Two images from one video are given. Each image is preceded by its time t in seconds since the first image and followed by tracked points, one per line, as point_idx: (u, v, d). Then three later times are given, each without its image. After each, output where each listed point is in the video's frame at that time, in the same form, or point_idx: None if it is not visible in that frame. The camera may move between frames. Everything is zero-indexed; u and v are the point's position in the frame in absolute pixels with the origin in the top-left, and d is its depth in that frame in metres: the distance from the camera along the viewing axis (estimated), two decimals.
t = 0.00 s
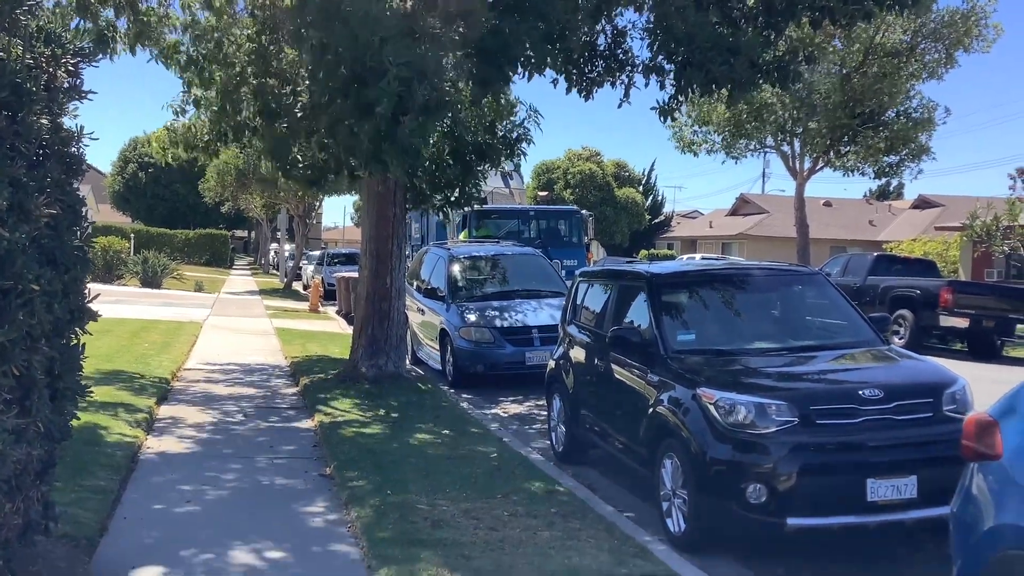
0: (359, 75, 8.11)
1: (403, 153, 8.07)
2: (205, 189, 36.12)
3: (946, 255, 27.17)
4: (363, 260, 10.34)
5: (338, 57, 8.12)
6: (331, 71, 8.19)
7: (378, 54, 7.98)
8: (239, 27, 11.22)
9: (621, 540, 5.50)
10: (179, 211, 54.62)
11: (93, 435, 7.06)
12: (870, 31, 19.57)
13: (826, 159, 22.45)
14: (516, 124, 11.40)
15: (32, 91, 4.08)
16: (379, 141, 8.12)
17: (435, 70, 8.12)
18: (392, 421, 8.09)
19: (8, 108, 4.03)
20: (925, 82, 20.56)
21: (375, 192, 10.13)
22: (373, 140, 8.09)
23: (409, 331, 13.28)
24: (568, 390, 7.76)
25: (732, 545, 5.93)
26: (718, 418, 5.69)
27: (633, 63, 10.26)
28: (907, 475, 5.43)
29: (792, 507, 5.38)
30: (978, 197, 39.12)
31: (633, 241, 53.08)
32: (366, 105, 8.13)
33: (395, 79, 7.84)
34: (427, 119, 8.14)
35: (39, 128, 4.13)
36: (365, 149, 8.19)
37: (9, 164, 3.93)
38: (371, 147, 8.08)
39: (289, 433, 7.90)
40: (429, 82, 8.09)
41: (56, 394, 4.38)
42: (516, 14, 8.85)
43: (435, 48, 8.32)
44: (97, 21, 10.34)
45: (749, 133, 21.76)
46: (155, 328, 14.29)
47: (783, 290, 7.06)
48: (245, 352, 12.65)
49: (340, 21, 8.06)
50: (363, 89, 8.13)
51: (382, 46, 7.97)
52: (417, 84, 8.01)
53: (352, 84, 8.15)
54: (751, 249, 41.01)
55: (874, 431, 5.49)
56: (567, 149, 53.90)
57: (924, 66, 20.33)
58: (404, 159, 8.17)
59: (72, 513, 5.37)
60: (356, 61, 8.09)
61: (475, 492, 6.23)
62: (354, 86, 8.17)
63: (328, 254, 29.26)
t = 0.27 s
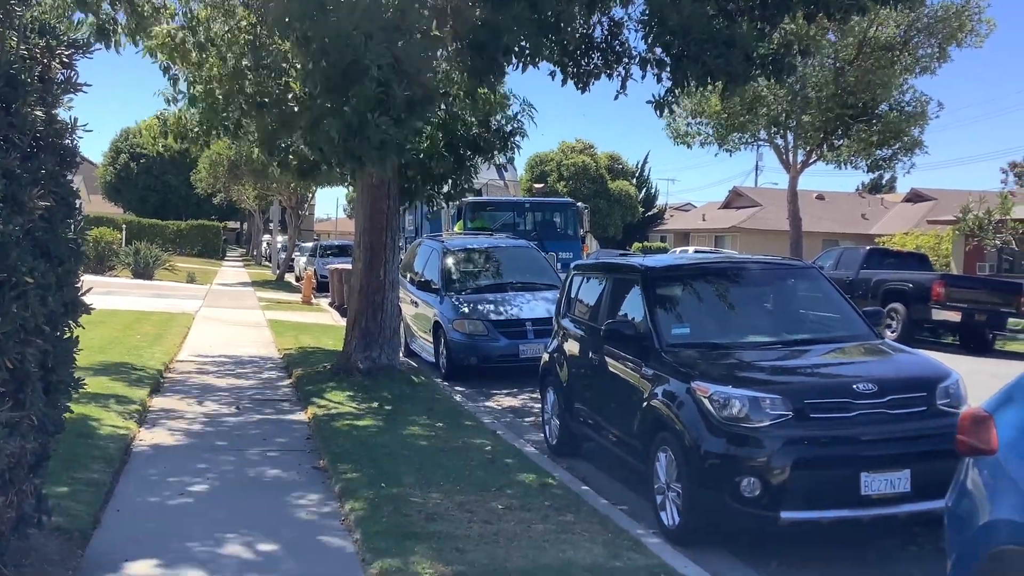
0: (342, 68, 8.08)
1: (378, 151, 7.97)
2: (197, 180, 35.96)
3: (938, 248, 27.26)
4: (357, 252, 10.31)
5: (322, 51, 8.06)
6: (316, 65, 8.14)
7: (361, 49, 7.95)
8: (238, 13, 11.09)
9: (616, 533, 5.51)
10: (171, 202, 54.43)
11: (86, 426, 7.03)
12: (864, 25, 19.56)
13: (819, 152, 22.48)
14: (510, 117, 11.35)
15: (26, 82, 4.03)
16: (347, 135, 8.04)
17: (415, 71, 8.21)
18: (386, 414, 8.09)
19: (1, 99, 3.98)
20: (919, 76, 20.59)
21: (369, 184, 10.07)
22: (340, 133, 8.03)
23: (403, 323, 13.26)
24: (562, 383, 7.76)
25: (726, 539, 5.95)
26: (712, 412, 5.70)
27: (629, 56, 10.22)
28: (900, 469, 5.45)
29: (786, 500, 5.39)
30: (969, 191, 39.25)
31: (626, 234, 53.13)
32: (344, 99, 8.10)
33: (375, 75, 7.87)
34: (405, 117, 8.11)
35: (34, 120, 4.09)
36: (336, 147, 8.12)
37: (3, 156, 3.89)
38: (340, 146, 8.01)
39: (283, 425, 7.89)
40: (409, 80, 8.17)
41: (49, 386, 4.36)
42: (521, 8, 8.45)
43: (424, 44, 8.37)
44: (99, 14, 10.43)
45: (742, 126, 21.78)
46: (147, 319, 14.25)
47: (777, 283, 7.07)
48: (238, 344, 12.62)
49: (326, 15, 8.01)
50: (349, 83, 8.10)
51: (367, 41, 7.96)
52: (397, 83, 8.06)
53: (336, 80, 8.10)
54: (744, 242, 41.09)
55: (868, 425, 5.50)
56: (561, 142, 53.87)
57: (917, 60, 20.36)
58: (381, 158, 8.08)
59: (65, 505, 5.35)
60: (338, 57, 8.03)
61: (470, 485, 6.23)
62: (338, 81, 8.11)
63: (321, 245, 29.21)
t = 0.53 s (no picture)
0: (341, 68, 8.05)
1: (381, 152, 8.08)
2: (192, 177, 35.88)
3: (933, 250, 27.31)
4: (353, 250, 10.29)
5: (320, 52, 8.02)
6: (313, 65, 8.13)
7: (359, 48, 7.88)
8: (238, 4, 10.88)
9: (611, 533, 5.50)
10: (167, 200, 54.33)
11: (80, 424, 7.01)
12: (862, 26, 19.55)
13: (815, 153, 22.50)
14: (507, 116, 11.32)
15: (22, 78, 4.01)
16: (352, 138, 8.14)
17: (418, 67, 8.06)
18: (381, 412, 8.08)
19: None
20: (915, 77, 20.61)
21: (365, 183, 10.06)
22: (342, 138, 8.13)
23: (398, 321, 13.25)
24: (557, 382, 7.75)
25: (720, 539, 5.95)
26: (708, 412, 5.70)
27: (627, 55, 10.23)
28: (895, 470, 5.45)
29: (781, 500, 5.39)
30: (965, 192, 39.29)
31: (622, 233, 53.14)
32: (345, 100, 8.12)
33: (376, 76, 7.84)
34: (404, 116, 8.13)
35: (29, 116, 4.07)
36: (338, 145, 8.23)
37: None
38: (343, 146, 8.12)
39: (277, 423, 7.87)
40: (409, 77, 8.09)
41: (42, 384, 4.34)
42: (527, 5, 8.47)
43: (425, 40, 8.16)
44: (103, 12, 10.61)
45: (739, 126, 21.80)
46: (142, 317, 14.21)
47: (773, 284, 7.06)
48: (233, 342, 12.60)
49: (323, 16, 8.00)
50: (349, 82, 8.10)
51: (365, 41, 7.89)
52: (398, 81, 8.00)
53: (336, 81, 8.11)
54: (740, 242, 41.12)
55: (863, 425, 5.50)
56: (557, 141, 53.85)
57: (914, 61, 20.39)
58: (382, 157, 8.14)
59: (58, 503, 5.33)
60: (335, 58, 8.00)
61: (465, 484, 6.22)
62: (338, 81, 8.13)
63: (316, 243, 29.18)
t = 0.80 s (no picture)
0: (350, 73, 8.00)
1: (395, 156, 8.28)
2: (194, 181, 35.93)
3: (934, 257, 27.29)
4: (352, 255, 10.28)
5: (327, 57, 7.96)
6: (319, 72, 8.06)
7: (369, 53, 7.88)
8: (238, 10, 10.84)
9: (609, 540, 5.48)
10: (168, 204, 54.37)
11: (77, 427, 7.00)
12: (863, 33, 19.46)
13: (816, 160, 22.51)
14: (507, 121, 11.33)
15: (19, 80, 4.01)
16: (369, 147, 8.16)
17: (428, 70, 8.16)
18: (379, 417, 8.06)
19: None
20: (917, 85, 20.60)
21: (365, 188, 10.06)
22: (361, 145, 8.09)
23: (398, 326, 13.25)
24: (556, 388, 7.75)
25: (719, 547, 5.93)
26: (707, 419, 5.69)
27: (626, 62, 10.26)
28: (895, 478, 5.43)
29: (780, 508, 5.37)
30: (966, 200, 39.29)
31: (623, 239, 53.13)
32: (356, 106, 8.10)
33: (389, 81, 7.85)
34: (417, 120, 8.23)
35: (27, 118, 4.08)
36: (350, 151, 8.34)
37: None
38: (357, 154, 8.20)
39: (276, 428, 7.86)
40: (420, 81, 8.13)
41: (39, 387, 4.33)
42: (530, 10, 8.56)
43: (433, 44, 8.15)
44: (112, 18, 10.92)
45: (740, 133, 21.81)
46: (142, 320, 14.21)
47: (773, 291, 7.05)
48: (232, 346, 12.59)
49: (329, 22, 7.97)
50: (359, 88, 8.07)
51: (372, 47, 7.91)
52: (410, 86, 8.08)
53: (345, 87, 8.04)
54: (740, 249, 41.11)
55: (862, 433, 5.49)
56: (559, 147, 53.90)
57: (916, 69, 20.38)
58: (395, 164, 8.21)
59: (55, 507, 5.31)
60: (345, 63, 7.94)
61: (462, 490, 6.20)
62: (349, 88, 8.07)
63: (317, 248, 29.20)
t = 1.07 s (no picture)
0: (360, 82, 8.01)
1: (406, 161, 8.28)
2: (198, 187, 36.01)
3: (938, 265, 27.24)
4: (354, 261, 10.29)
5: (338, 68, 7.98)
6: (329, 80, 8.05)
7: (379, 62, 7.93)
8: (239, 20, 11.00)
9: (608, 548, 5.47)
10: (172, 210, 54.52)
11: (78, 434, 7.01)
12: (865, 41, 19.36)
13: (819, 168, 22.51)
14: (509, 126, 11.34)
15: (17, 87, 4.03)
16: (381, 153, 8.18)
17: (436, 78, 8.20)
18: (380, 424, 8.06)
19: None
20: (921, 93, 20.56)
21: (368, 194, 10.07)
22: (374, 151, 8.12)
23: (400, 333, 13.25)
24: (557, 395, 7.74)
25: (719, 554, 5.91)
26: (707, 426, 5.68)
27: (627, 71, 10.28)
28: (896, 486, 5.41)
29: (780, 516, 5.35)
30: (971, 208, 39.23)
31: (627, 246, 53.14)
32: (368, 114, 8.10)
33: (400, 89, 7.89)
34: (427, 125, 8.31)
35: (25, 124, 4.09)
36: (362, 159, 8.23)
37: None
38: (370, 162, 8.13)
39: (276, 434, 7.86)
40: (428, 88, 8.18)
41: (37, 393, 4.34)
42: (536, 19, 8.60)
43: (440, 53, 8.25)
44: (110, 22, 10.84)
45: (743, 140, 21.82)
46: (145, 327, 14.24)
47: (774, 298, 7.05)
48: (235, 352, 12.61)
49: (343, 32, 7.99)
50: (368, 97, 8.06)
51: (383, 56, 7.94)
52: (422, 94, 8.12)
53: (353, 96, 8.05)
54: (744, 256, 41.08)
55: (863, 441, 5.47)
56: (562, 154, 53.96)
57: (920, 76, 20.28)
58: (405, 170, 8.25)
59: (54, 513, 5.32)
60: (356, 72, 7.97)
61: (462, 497, 6.19)
62: (356, 97, 8.08)
63: (320, 254, 29.25)
